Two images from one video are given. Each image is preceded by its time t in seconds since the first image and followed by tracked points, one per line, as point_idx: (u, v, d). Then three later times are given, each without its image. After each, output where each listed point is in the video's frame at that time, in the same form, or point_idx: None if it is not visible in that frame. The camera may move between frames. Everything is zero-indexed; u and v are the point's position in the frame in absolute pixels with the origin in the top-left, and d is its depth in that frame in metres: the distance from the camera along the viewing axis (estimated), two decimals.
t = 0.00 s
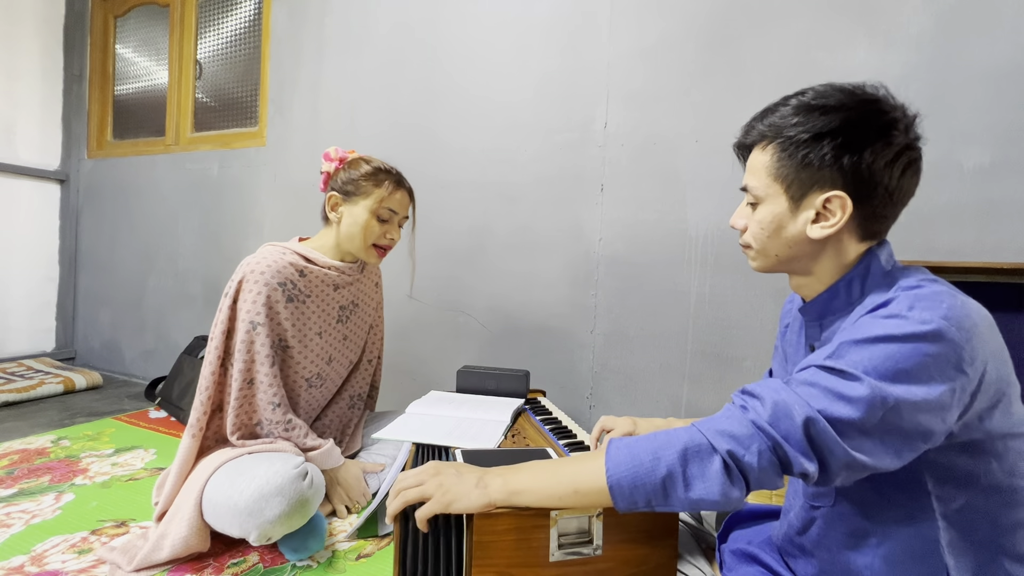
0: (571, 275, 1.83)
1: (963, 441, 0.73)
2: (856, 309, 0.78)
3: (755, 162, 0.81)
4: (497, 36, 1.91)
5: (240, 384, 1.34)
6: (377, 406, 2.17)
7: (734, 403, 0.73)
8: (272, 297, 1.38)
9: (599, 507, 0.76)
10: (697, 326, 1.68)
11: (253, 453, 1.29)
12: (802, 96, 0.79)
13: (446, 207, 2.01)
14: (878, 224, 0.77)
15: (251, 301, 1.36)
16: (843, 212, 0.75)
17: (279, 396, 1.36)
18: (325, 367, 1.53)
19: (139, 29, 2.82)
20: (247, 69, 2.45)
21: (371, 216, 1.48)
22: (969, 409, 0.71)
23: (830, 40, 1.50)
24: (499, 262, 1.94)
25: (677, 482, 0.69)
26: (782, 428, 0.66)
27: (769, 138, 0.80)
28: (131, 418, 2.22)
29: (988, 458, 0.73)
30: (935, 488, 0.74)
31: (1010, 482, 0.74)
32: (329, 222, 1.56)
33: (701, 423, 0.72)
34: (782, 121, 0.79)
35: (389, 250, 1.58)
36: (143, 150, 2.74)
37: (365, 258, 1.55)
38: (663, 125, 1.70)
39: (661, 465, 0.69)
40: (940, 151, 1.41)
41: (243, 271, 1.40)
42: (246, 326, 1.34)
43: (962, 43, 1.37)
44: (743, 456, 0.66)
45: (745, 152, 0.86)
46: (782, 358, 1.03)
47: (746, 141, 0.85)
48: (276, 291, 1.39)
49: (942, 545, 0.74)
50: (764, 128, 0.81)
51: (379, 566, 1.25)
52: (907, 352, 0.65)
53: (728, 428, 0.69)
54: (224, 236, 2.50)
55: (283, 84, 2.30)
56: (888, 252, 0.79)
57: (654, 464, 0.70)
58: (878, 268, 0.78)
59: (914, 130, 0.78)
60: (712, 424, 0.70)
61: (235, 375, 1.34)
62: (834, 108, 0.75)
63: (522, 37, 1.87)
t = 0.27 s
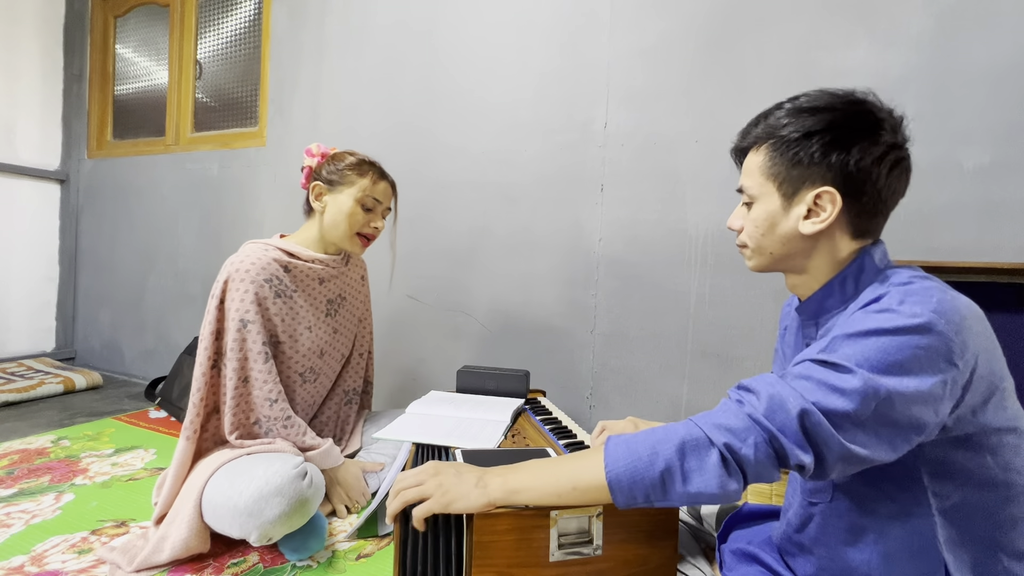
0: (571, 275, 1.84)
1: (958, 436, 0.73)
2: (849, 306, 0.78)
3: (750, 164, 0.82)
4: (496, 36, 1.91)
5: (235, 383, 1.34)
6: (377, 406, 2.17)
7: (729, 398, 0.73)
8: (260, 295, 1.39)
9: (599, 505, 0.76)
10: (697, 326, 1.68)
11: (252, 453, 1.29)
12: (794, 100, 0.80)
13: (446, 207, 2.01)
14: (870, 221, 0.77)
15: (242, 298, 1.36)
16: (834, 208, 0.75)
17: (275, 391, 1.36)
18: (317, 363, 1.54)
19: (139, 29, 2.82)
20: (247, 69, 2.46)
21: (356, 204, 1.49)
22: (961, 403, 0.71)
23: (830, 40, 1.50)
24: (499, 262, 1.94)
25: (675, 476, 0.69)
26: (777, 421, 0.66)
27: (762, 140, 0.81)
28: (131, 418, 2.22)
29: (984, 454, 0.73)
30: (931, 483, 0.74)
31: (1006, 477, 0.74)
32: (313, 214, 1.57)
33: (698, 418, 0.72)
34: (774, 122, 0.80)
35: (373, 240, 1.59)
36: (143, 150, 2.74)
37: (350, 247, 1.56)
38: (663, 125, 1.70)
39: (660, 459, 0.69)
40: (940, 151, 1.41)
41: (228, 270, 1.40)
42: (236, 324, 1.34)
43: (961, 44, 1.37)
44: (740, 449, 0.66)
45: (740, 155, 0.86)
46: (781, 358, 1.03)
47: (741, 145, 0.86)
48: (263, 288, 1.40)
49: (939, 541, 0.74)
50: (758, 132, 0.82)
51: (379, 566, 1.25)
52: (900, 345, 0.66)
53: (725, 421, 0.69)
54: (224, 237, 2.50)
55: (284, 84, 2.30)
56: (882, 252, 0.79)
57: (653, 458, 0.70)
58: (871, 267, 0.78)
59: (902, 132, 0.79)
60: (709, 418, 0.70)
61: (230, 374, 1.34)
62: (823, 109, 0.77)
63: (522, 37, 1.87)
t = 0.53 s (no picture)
0: (571, 275, 1.83)
1: (959, 437, 0.73)
2: (850, 306, 0.78)
3: (755, 159, 0.82)
4: (496, 36, 1.91)
5: (229, 382, 1.34)
6: (378, 406, 2.17)
7: (729, 398, 0.73)
8: (249, 293, 1.39)
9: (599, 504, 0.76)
10: (697, 325, 1.68)
11: (252, 453, 1.29)
12: (803, 96, 0.80)
13: (446, 207, 2.01)
14: (871, 220, 0.77)
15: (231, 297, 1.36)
16: (835, 202, 0.74)
17: (271, 390, 1.36)
18: (309, 359, 1.54)
19: (139, 29, 2.82)
20: (248, 69, 2.46)
21: (338, 198, 1.49)
22: (962, 404, 0.71)
23: (830, 40, 1.50)
24: (499, 261, 1.94)
25: (674, 477, 0.68)
26: (777, 422, 0.66)
27: (769, 135, 0.81)
28: (131, 418, 2.22)
29: (983, 454, 0.73)
30: (932, 484, 0.74)
31: (1006, 478, 0.74)
32: (295, 210, 1.56)
33: (697, 418, 0.72)
34: (780, 118, 0.80)
35: (356, 233, 1.59)
36: (143, 150, 2.74)
37: (334, 241, 1.56)
38: (663, 125, 1.70)
39: (659, 459, 0.69)
40: (941, 151, 1.41)
41: (215, 271, 1.39)
42: (226, 323, 1.35)
43: (962, 44, 1.37)
44: (739, 450, 0.66)
45: (747, 151, 0.87)
46: (780, 359, 1.03)
47: (749, 140, 0.86)
48: (251, 286, 1.40)
49: (939, 541, 0.74)
50: (766, 126, 0.82)
51: (379, 566, 1.25)
52: (900, 346, 0.66)
53: (724, 422, 0.69)
54: (224, 236, 2.50)
55: (283, 84, 2.30)
56: (883, 251, 0.79)
57: (651, 459, 0.69)
58: (872, 265, 0.78)
59: (907, 131, 0.79)
60: (709, 419, 0.70)
61: (224, 374, 1.34)
62: (829, 104, 0.77)
63: (522, 37, 1.87)
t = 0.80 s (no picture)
0: (571, 275, 1.83)
1: (961, 439, 0.73)
2: (852, 308, 0.78)
3: (752, 161, 0.82)
4: (496, 36, 1.91)
5: (226, 381, 1.33)
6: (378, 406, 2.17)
7: (731, 401, 0.73)
8: (243, 292, 1.39)
9: (599, 505, 0.76)
10: (697, 325, 1.68)
11: (253, 454, 1.29)
12: (800, 97, 0.80)
13: (446, 207, 2.01)
14: (871, 221, 0.77)
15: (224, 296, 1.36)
16: (834, 205, 0.75)
17: (270, 391, 1.36)
18: (305, 357, 1.54)
19: (139, 29, 2.82)
20: (247, 69, 2.46)
21: (325, 195, 1.50)
22: (965, 405, 0.71)
23: (830, 40, 1.50)
24: (499, 262, 1.94)
25: (676, 480, 0.68)
26: (780, 425, 0.66)
27: (766, 137, 0.81)
28: (131, 418, 2.22)
29: (985, 456, 0.73)
30: (933, 485, 0.74)
31: (1008, 480, 0.74)
32: (282, 209, 1.56)
33: (699, 421, 0.72)
34: (776, 119, 0.80)
35: (346, 229, 1.59)
36: (143, 150, 2.74)
37: (323, 238, 1.56)
38: (663, 125, 1.70)
39: (660, 462, 0.69)
40: (941, 151, 1.41)
41: (206, 271, 1.38)
42: (220, 322, 1.34)
43: (962, 44, 1.37)
44: (742, 453, 0.66)
45: (744, 152, 0.86)
46: (780, 360, 1.03)
47: (746, 141, 0.86)
48: (245, 285, 1.39)
49: (941, 543, 0.74)
50: (762, 127, 0.82)
51: (379, 566, 1.26)
52: (904, 348, 0.66)
53: (727, 425, 0.69)
54: (224, 236, 2.50)
55: (283, 84, 2.30)
56: (884, 252, 0.79)
57: (653, 461, 0.69)
58: (873, 266, 0.78)
59: (906, 131, 0.79)
60: (711, 422, 0.70)
61: (220, 375, 1.33)
62: (826, 105, 0.77)
63: (522, 37, 1.87)
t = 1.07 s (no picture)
0: (571, 275, 1.84)
1: (958, 438, 0.73)
2: (850, 307, 0.78)
3: (754, 159, 0.82)
4: (496, 36, 1.91)
5: (224, 380, 1.33)
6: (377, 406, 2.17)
7: (729, 399, 0.73)
8: (241, 290, 1.39)
9: (598, 505, 0.76)
10: (697, 326, 1.68)
11: (252, 454, 1.29)
12: (802, 96, 0.80)
13: (446, 207, 2.01)
14: (871, 223, 0.77)
15: (222, 294, 1.36)
16: (834, 205, 0.75)
17: (269, 390, 1.36)
18: (303, 355, 1.54)
19: (139, 29, 2.82)
20: (247, 69, 2.46)
21: (315, 194, 1.49)
22: (962, 404, 0.71)
23: (830, 40, 1.50)
24: (499, 261, 1.94)
25: (674, 478, 0.69)
26: (778, 423, 0.66)
27: (768, 136, 0.81)
28: (131, 418, 2.22)
29: (983, 455, 0.73)
30: (931, 484, 0.74)
31: (1006, 479, 0.74)
32: (274, 211, 1.56)
33: (698, 419, 0.72)
34: (779, 119, 0.80)
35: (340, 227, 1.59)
36: (143, 150, 2.74)
37: (317, 237, 1.56)
38: (663, 125, 1.70)
39: (658, 459, 0.69)
40: (941, 151, 1.41)
41: (204, 270, 1.38)
42: (218, 320, 1.34)
43: (962, 44, 1.37)
44: (739, 451, 0.66)
45: (746, 151, 0.86)
46: (777, 358, 1.03)
47: (748, 140, 0.85)
48: (243, 283, 1.39)
49: (939, 542, 0.74)
50: (764, 127, 0.82)
51: (379, 565, 1.26)
52: (901, 347, 0.66)
53: (725, 423, 0.69)
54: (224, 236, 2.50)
55: (283, 84, 2.30)
56: (882, 251, 0.79)
57: (652, 460, 0.70)
58: (872, 266, 0.78)
59: (908, 132, 0.79)
60: (709, 420, 0.70)
61: (217, 374, 1.33)
62: (828, 105, 0.77)
63: (522, 37, 1.87)
